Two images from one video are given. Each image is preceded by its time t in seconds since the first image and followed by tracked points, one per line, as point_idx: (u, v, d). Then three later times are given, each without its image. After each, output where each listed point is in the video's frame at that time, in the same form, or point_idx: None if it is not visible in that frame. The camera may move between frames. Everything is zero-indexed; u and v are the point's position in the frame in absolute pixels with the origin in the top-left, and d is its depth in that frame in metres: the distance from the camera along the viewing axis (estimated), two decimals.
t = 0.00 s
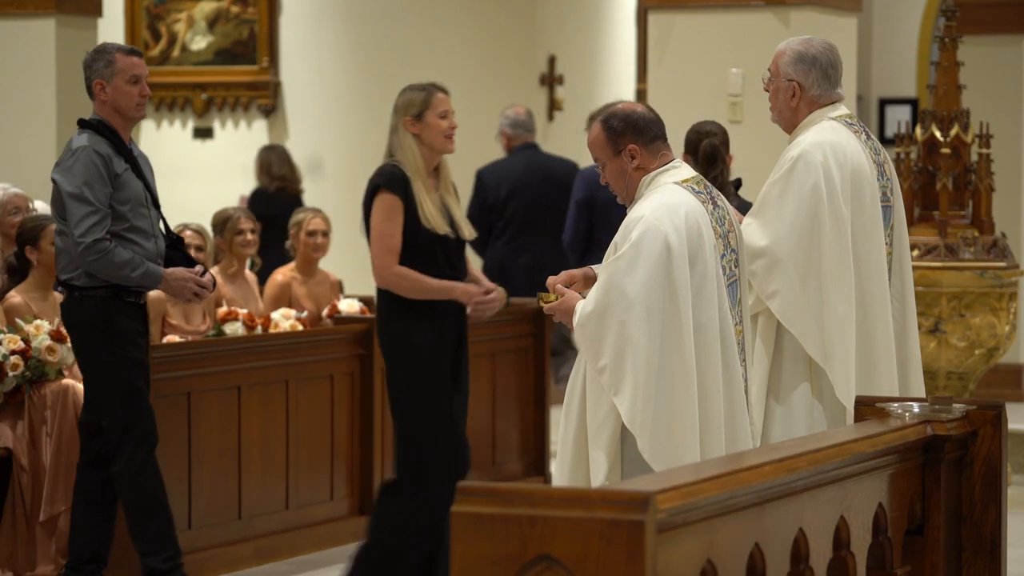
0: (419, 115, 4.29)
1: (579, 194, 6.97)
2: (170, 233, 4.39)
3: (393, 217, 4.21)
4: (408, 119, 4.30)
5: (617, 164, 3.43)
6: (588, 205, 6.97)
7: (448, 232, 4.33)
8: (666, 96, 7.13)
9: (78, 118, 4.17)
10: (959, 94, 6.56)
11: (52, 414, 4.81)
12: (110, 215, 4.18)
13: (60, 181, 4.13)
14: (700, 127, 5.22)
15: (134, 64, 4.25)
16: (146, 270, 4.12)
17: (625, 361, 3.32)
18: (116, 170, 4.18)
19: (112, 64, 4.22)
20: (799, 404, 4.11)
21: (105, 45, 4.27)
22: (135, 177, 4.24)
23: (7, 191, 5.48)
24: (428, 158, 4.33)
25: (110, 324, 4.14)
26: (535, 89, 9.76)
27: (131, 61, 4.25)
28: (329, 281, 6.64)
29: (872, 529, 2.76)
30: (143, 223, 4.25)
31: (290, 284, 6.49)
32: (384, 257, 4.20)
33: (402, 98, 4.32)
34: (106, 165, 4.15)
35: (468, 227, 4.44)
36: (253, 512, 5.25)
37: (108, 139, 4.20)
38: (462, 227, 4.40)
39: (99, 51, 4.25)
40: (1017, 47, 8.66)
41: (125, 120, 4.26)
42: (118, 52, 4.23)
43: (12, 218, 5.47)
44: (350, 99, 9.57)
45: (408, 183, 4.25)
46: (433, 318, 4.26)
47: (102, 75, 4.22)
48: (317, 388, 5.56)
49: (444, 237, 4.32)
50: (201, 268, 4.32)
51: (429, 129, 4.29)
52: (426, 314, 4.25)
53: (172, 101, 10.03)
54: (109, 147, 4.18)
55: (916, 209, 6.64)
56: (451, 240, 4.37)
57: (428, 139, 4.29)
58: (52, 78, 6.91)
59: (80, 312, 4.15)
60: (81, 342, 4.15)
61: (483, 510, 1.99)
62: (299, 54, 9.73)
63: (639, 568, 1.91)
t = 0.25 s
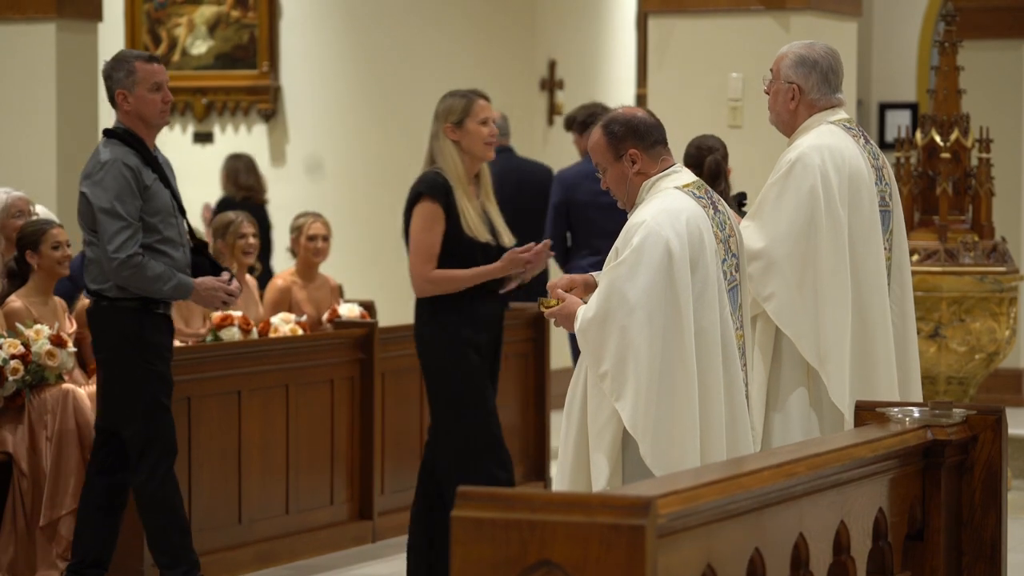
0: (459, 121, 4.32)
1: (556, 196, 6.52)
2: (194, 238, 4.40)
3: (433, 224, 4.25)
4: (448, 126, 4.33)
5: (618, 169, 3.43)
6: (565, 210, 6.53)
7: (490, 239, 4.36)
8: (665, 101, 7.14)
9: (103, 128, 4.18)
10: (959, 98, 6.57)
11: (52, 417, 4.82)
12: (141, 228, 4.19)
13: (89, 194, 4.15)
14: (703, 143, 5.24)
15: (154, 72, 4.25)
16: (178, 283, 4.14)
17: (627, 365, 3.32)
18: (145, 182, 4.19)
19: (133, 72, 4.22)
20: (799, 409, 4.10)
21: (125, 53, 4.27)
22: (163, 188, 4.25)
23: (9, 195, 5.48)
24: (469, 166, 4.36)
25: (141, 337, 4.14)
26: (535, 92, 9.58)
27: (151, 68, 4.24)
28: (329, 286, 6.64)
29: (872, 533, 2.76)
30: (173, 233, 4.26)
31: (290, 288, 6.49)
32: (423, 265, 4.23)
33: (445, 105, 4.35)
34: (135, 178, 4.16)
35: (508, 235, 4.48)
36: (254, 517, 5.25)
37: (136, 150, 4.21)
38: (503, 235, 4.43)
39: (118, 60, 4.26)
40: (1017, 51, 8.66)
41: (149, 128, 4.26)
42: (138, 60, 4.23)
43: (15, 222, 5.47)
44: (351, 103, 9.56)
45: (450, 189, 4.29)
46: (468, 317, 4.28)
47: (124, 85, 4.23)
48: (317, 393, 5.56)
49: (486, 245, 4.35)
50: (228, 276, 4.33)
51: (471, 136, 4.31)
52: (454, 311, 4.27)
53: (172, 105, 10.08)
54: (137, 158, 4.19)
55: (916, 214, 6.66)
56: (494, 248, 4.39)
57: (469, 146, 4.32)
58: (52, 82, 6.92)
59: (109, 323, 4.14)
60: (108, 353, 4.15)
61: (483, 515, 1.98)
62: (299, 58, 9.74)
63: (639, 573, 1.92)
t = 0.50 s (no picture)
0: (496, 120, 4.33)
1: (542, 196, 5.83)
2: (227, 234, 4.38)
3: (477, 221, 4.27)
4: (486, 124, 4.34)
5: (617, 168, 3.43)
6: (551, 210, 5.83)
7: (532, 235, 4.36)
8: (665, 100, 7.14)
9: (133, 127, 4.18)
10: (959, 98, 6.56)
11: (52, 416, 4.86)
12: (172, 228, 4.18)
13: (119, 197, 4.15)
14: (701, 129, 5.23)
15: (182, 69, 4.24)
16: (211, 282, 4.13)
17: (625, 365, 3.33)
18: (175, 182, 4.17)
19: (160, 71, 4.22)
20: (797, 406, 4.10)
21: (151, 53, 4.27)
22: (196, 185, 4.23)
23: (12, 193, 5.48)
24: (508, 164, 4.36)
25: (167, 339, 4.13)
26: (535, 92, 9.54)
27: (178, 65, 4.24)
28: (330, 285, 6.64)
29: (872, 532, 2.75)
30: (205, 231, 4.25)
31: (290, 287, 6.49)
32: (470, 262, 4.25)
33: (481, 103, 4.37)
34: (165, 178, 4.15)
35: (548, 231, 4.48)
36: (254, 515, 5.25)
37: (166, 150, 4.19)
38: (543, 231, 4.42)
39: (145, 58, 4.26)
40: (1017, 50, 8.66)
41: (179, 125, 4.26)
42: (164, 59, 4.23)
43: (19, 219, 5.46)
44: (351, 102, 9.56)
45: (491, 188, 4.29)
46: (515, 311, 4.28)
47: (151, 83, 4.22)
48: (317, 392, 5.56)
49: (529, 240, 4.36)
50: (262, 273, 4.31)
51: (508, 134, 4.33)
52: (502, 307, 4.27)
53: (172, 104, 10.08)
54: (167, 158, 4.17)
55: (916, 213, 6.66)
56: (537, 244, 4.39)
57: (506, 144, 4.33)
58: (53, 81, 6.92)
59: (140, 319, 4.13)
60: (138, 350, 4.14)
61: (482, 514, 1.98)
62: (299, 57, 9.74)
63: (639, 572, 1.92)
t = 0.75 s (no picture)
0: (530, 113, 4.41)
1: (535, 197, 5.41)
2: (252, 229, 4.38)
3: (512, 216, 4.37)
4: (520, 117, 4.42)
5: (614, 160, 3.47)
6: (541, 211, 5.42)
7: (564, 228, 4.46)
8: (666, 96, 7.14)
9: (157, 124, 4.17)
10: (959, 94, 6.57)
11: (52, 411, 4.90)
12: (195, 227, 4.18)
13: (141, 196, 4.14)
14: (712, 139, 5.23)
15: (208, 67, 4.23)
16: (236, 280, 4.14)
17: (624, 362, 3.33)
18: (199, 181, 4.17)
19: (186, 69, 4.20)
20: (798, 401, 4.11)
21: (176, 48, 4.25)
22: (219, 184, 4.22)
23: (14, 190, 5.48)
24: (540, 158, 4.46)
25: (190, 339, 4.13)
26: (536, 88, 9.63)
27: (204, 63, 4.23)
28: (330, 281, 6.62)
29: (872, 529, 2.75)
30: (228, 229, 4.25)
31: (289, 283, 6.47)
32: (505, 257, 4.37)
33: (515, 95, 4.43)
34: (188, 177, 4.14)
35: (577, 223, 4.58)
36: (254, 512, 5.25)
37: (190, 149, 4.19)
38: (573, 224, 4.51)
39: (171, 55, 4.24)
40: (1017, 47, 8.66)
41: (204, 123, 4.25)
42: (190, 56, 4.21)
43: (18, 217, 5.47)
44: (350, 98, 9.55)
45: (525, 182, 4.40)
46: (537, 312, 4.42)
47: (177, 81, 4.21)
48: (317, 388, 5.56)
49: (561, 234, 4.46)
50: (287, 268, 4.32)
51: (541, 128, 4.40)
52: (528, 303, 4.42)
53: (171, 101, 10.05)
54: (190, 157, 4.17)
55: (916, 210, 6.66)
56: (568, 238, 4.48)
57: (539, 138, 4.41)
58: (53, 77, 6.91)
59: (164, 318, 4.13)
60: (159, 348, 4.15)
61: (483, 511, 1.98)
62: (299, 54, 9.72)
63: (639, 569, 1.92)
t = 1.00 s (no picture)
0: (554, 117, 4.32)
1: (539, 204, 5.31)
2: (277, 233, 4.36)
3: (530, 223, 4.28)
4: (544, 120, 4.33)
5: (612, 159, 3.48)
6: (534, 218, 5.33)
7: (583, 233, 4.40)
8: (665, 100, 7.15)
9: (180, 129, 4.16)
10: (959, 98, 6.56)
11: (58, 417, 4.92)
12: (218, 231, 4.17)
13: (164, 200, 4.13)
14: (713, 130, 5.20)
15: (233, 71, 4.22)
16: (259, 283, 4.12)
17: (625, 365, 3.33)
18: (221, 185, 4.16)
19: (211, 71, 4.19)
20: (804, 403, 4.12)
21: (203, 51, 4.24)
22: (242, 188, 4.21)
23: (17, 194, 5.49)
24: (560, 163, 4.37)
25: (207, 344, 4.13)
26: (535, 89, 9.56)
27: (231, 67, 4.22)
28: (331, 285, 6.55)
29: (872, 533, 2.76)
30: (251, 233, 4.23)
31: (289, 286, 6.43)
32: (525, 262, 4.28)
33: (540, 97, 4.35)
34: (210, 181, 4.14)
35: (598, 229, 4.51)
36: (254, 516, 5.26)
37: (213, 153, 4.18)
38: (594, 230, 4.44)
39: (198, 57, 4.23)
40: (1018, 51, 8.66)
41: (226, 127, 4.23)
42: (217, 59, 4.20)
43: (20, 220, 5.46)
44: (351, 103, 9.57)
45: (544, 188, 4.32)
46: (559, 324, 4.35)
47: (202, 83, 4.20)
48: (317, 392, 5.57)
49: (579, 239, 4.39)
50: (311, 272, 4.27)
51: (564, 134, 4.32)
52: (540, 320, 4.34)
53: (172, 105, 10.04)
54: (212, 161, 4.16)
55: (916, 214, 6.66)
56: (586, 243, 4.41)
57: (561, 144, 4.33)
58: (53, 81, 6.91)
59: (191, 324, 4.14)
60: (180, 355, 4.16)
61: (483, 514, 1.98)
62: (300, 58, 9.71)
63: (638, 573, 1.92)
